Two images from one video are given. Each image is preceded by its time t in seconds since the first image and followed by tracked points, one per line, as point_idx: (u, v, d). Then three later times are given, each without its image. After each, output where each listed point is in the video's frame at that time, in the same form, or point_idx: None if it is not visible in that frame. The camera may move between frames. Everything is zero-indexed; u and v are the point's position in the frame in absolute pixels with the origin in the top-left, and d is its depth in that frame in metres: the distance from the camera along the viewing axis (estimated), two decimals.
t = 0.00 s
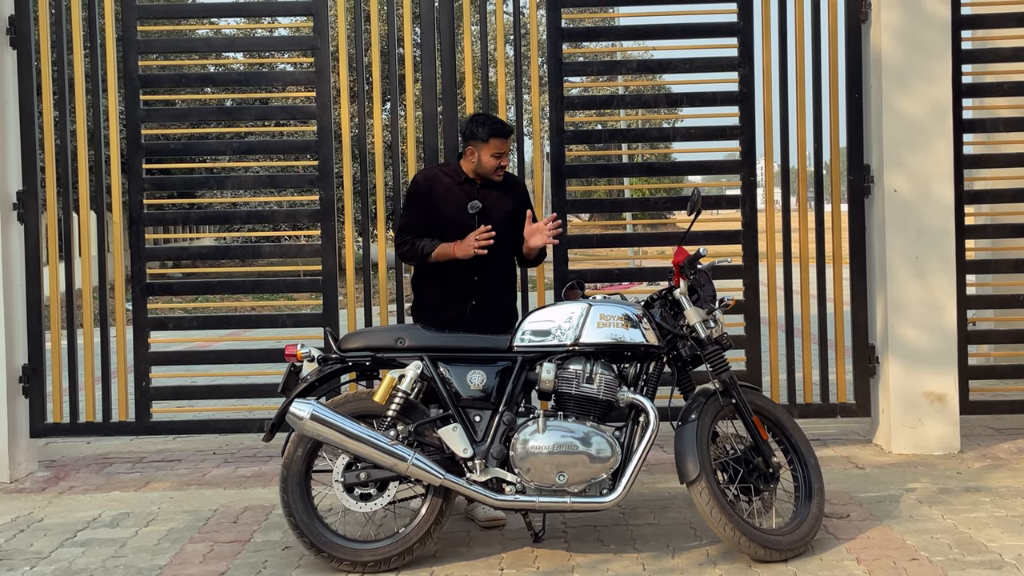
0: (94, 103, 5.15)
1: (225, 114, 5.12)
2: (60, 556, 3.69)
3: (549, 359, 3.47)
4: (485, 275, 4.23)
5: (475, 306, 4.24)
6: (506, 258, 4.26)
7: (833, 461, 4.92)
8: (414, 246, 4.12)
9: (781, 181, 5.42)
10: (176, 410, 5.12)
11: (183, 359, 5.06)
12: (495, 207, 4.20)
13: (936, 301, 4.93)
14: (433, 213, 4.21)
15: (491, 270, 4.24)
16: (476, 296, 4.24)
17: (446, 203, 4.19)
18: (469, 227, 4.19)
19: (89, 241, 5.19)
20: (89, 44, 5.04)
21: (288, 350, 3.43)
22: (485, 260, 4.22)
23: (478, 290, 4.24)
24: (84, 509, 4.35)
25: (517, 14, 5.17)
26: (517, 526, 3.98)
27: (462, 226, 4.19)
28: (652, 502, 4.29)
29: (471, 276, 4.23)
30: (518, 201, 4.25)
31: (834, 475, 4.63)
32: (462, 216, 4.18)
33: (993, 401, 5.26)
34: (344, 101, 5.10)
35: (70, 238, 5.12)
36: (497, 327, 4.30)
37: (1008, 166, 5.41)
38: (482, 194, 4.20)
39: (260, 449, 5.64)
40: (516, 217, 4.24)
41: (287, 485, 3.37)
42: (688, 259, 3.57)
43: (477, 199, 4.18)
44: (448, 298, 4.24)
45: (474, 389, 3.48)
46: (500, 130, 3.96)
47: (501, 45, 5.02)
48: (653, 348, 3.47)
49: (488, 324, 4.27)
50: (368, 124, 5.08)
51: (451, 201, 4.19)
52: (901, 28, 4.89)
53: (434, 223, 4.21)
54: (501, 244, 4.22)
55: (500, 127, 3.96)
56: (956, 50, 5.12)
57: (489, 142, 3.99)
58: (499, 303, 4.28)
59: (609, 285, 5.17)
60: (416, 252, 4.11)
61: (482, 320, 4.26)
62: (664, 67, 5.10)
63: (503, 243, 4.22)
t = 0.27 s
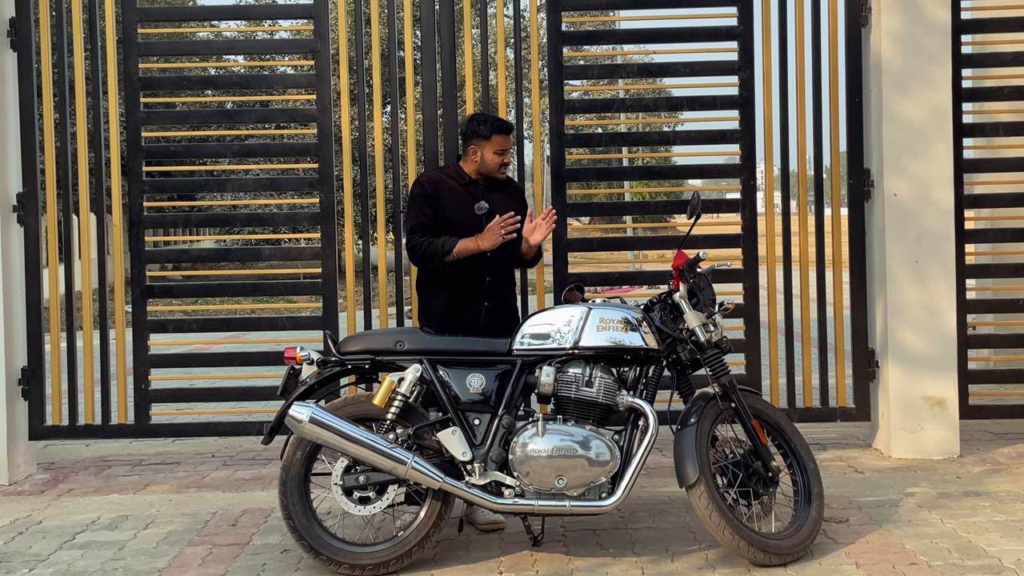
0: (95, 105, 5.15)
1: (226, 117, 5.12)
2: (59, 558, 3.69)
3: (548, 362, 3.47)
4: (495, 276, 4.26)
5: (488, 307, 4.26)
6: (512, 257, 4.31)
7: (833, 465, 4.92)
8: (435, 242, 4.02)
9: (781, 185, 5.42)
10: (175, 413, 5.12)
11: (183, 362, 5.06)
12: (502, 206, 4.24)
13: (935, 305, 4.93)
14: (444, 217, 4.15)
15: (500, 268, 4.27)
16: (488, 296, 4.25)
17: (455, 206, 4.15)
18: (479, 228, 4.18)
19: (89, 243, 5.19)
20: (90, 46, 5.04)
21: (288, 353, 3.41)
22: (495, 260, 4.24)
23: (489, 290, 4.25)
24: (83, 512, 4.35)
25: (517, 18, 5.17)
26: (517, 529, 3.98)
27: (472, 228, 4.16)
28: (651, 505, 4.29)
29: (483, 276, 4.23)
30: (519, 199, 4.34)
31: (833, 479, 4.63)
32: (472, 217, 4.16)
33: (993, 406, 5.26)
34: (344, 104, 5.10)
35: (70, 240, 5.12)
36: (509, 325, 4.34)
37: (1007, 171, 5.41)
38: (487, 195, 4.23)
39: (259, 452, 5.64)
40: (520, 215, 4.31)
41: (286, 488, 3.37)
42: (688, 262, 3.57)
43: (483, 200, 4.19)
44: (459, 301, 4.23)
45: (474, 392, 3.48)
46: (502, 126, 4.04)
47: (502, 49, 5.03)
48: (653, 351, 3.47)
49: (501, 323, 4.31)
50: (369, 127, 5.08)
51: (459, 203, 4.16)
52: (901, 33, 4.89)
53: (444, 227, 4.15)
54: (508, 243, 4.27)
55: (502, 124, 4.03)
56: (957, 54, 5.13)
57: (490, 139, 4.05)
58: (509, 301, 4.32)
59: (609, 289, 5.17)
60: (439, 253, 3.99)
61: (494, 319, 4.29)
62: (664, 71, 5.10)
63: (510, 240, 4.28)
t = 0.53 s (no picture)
0: (96, 107, 5.16)
1: (227, 119, 5.13)
2: (59, 560, 3.69)
3: (548, 365, 3.47)
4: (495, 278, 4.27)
5: (490, 308, 4.29)
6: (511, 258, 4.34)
7: (833, 469, 4.92)
8: (439, 257, 4.00)
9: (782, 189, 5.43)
10: (175, 415, 5.12)
11: (183, 364, 5.06)
12: (499, 208, 4.28)
13: (935, 309, 4.93)
14: (444, 220, 4.16)
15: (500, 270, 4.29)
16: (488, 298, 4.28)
17: (454, 209, 4.16)
18: (478, 230, 4.20)
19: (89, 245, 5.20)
20: (91, 49, 5.06)
21: (288, 356, 3.41)
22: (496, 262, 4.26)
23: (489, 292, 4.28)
24: (83, 514, 4.35)
25: (518, 21, 5.18)
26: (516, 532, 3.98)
27: (472, 230, 4.19)
28: (651, 509, 4.29)
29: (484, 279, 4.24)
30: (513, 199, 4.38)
31: (833, 483, 4.63)
32: (472, 220, 4.19)
33: (993, 410, 5.26)
34: (344, 107, 5.11)
35: (71, 242, 5.13)
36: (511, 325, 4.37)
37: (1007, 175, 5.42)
38: (484, 197, 4.26)
39: (259, 454, 5.64)
40: (516, 215, 4.36)
41: (286, 490, 3.37)
42: (688, 266, 3.58)
43: (481, 201, 4.22)
44: (461, 304, 4.23)
45: (474, 395, 3.48)
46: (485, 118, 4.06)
47: (503, 52, 5.03)
48: (652, 355, 3.47)
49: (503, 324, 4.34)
50: (369, 130, 5.09)
51: (459, 205, 4.17)
52: (901, 37, 4.90)
53: (444, 231, 4.16)
54: (506, 244, 4.30)
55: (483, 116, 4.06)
56: (957, 59, 5.13)
57: (471, 132, 4.08)
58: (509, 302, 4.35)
59: (609, 292, 5.18)
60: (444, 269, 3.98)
61: (496, 321, 4.31)
62: (665, 75, 5.11)
63: (508, 241, 4.31)
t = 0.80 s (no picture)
0: (97, 107, 5.16)
1: (227, 121, 5.13)
2: (58, 561, 3.69)
3: (548, 367, 3.47)
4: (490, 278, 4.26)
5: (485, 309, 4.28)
6: (506, 258, 4.31)
7: (833, 472, 4.92)
8: (430, 264, 3.99)
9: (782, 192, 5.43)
10: (175, 416, 5.12)
11: (183, 365, 5.06)
12: (492, 208, 4.27)
13: (936, 312, 4.93)
14: (434, 221, 4.18)
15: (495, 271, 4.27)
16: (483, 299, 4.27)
17: (445, 209, 4.18)
18: (470, 230, 4.21)
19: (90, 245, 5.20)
20: (92, 50, 5.06)
21: (288, 358, 3.42)
22: (490, 263, 4.24)
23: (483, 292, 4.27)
24: (83, 515, 4.35)
25: (520, 23, 5.18)
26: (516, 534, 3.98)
27: (463, 230, 4.20)
28: (651, 511, 4.29)
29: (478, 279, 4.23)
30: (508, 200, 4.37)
31: (833, 486, 4.63)
32: (462, 220, 4.20)
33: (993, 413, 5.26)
34: (346, 108, 5.11)
35: (72, 243, 5.13)
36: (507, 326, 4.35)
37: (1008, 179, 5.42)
38: (476, 197, 4.27)
39: (259, 455, 5.64)
40: (510, 216, 4.34)
41: (286, 492, 3.37)
42: (689, 268, 3.58)
43: (473, 202, 4.23)
44: (455, 304, 4.24)
45: (474, 397, 3.49)
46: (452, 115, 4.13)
47: (504, 54, 5.04)
48: (653, 357, 3.47)
49: (499, 325, 4.32)
50: (371, 131, 5.09)
51: (449, 206, 4.19)
52: (902, 41, 4.91)
53: (435, 231, 4.19)
54: (500, 245, 4.28)
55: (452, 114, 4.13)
56: (958, 62, 5.14)
57: (443, 129, 4.15)
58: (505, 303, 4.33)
59: (610, 294, 5.18)
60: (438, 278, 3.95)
61: (492, 322, 4.30)
62: (666, 77, 5.11)
63: (503, 241, 4.29)
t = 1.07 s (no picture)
0: (99, 109, 5.17)
1: (229, 122, 5.13)
2: (59, 561, 3.69)
3: (549, 369, 3.48)
4: (479, 281, 4.26)
5: (474, 312, 4.28)
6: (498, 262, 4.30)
7: (833, 474, 4.92)
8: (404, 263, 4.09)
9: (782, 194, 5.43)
10: (176, 417, 5.12)
11: (184, 366, 5.07)
12: (485, 211, 4.25)
13: (937, 315, 4.94)
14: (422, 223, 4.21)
15: (485, 274, 4.27)
16: (473, 301, 4.27)
17: (434, 211, 4.20)
18: (461, 233, 4.21)
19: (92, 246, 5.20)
20: (95, 51, 5.06)
21: (289, 359, 3.42)
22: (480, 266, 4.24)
23: (473, 295, 4.27)
24: (84, 515, 4.35)
25: (521, 25, 5.19)
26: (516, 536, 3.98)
27: (453, 233, 4.20)
28: (651, 514, 4.29)
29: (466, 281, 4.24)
30: (505, 203, 4.33)
31: (833, 489, 4.63)
32: (452, 223, 4.20)
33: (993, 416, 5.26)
34: (347, 110, 5.12)
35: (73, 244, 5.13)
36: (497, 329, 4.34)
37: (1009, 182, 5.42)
38: (470, 200, 4.25)
39: (260, 456, 5.64)
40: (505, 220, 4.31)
41: (287, 493, 3.37)
42: (690, 271, 3.58)
43: (465, 205, 4.22)
44: (445, 306, 4.25)
45: (475, 399, 3.49)
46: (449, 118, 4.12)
47: (505, 56, 5.05)
48: (654, 359, 3.47)
49: (489, 328, 4.31)
50: (372, 133, 5.09)
51: (439, 208, 4.20)
52: (902, 44, 4.91)
53: (424, 231, 4.21)
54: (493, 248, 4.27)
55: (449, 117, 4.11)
56: (958, 65, 5.14)
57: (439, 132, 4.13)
58: (495, 307, 4.32)
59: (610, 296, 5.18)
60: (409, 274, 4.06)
61: (482, 325, 4.29)
62: (667, 80, 5.12)
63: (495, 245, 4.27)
